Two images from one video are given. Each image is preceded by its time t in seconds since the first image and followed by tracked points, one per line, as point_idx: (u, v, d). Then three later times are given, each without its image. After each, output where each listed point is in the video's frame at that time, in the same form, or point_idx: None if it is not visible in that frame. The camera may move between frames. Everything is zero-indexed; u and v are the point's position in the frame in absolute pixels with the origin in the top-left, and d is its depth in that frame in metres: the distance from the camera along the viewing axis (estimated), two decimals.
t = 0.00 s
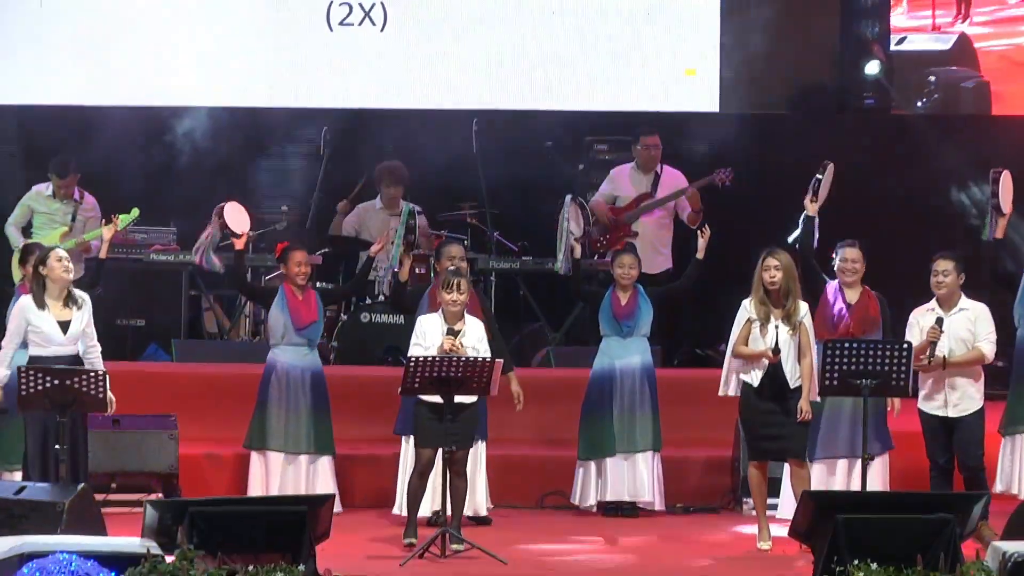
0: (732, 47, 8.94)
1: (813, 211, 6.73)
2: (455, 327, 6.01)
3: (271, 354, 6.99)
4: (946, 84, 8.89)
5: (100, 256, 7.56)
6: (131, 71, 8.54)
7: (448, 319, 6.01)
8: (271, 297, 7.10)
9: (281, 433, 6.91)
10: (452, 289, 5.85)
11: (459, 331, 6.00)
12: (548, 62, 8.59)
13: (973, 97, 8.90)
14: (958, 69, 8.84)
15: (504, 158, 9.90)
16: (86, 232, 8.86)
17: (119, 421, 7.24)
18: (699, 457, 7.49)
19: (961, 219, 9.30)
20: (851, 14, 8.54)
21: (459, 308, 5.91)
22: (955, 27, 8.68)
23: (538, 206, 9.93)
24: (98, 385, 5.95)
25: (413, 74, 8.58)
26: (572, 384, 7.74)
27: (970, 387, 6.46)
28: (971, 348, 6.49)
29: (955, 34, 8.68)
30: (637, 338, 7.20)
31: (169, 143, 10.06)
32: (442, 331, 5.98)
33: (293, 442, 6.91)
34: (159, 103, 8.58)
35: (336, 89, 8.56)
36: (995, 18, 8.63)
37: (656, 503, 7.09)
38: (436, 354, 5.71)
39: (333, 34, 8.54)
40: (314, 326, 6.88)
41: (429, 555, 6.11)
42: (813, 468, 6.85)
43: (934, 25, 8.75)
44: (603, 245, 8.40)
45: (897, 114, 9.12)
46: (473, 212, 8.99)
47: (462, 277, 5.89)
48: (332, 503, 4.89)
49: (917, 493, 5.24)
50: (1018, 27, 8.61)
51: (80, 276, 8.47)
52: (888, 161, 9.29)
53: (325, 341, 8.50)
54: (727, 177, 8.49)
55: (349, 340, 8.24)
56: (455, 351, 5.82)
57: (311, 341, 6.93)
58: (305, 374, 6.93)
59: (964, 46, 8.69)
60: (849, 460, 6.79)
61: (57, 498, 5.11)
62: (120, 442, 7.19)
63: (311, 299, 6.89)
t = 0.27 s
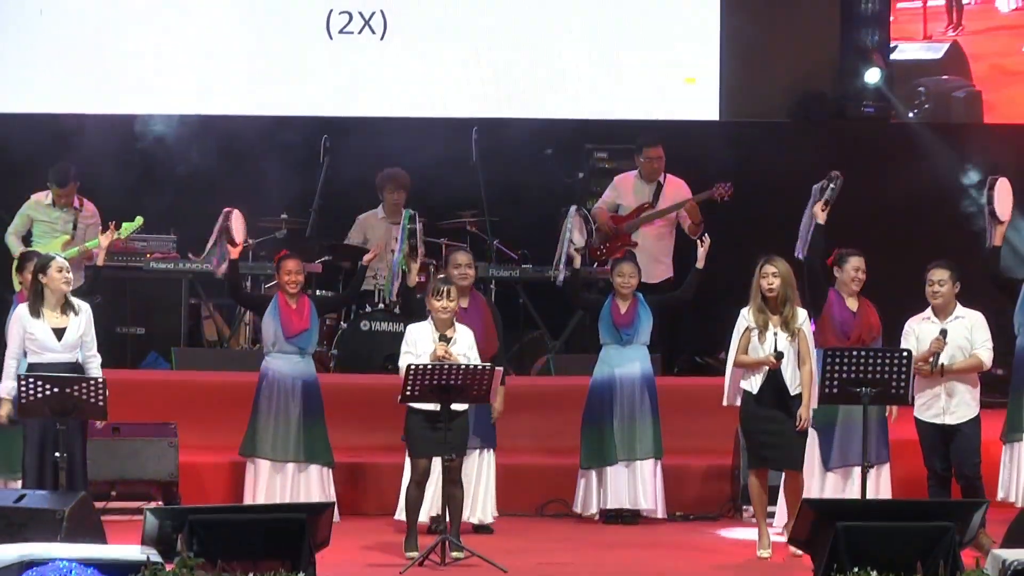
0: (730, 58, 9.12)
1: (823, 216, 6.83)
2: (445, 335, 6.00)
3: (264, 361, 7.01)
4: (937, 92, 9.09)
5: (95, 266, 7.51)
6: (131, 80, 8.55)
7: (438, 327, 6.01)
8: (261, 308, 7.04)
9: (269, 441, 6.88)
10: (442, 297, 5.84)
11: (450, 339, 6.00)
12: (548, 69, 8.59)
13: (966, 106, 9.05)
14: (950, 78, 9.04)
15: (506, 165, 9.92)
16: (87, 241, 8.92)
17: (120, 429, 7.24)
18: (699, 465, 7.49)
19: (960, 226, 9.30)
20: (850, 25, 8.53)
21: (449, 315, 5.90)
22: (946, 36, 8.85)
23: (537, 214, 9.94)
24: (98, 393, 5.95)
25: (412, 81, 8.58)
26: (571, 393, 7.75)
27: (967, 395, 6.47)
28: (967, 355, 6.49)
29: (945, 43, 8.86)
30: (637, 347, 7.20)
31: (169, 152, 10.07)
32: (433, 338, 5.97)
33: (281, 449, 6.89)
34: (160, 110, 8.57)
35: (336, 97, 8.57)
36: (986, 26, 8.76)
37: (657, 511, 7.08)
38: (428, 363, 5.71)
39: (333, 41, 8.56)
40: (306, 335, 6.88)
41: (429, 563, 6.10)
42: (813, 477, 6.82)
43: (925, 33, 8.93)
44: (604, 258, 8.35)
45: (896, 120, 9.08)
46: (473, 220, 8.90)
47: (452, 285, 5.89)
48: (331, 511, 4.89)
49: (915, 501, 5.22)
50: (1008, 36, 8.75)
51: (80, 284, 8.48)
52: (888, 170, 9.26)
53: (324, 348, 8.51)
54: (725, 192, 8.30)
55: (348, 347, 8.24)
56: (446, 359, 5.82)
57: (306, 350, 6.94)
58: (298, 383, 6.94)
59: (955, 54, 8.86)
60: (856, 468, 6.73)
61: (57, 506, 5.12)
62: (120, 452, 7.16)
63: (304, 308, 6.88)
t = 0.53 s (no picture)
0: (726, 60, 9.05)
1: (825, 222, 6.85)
2: (436, 339, 6.00)
3: (263, 365, 7.02)
4: (926, 98, 8.93)
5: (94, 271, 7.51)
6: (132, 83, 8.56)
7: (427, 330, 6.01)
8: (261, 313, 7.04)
9: (264, 445, 6.89)
10: (432, 301, 5.85)
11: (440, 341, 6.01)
12: (548, 72, 8.59)
13: (956, 111, 8.93)
14: (939, 83, 8.87)
15: (506, 168, 9.93)
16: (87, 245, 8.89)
17: (120, 433, 7.24)
18: (699, 469, 7.50)
19: (959, 230, 9.30)
20: (849, 27, 8.54)
21: (438, 318, 5.92)
22: (937, 41, 8.74)
23: (537, 217, 9.94)
24: (98, 397, 5.95)
25: (413, 84, 8.58)
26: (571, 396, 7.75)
27: (967, 400, 6.47)
28: (969, 360, 6.48)
29: (936, 47, 8.76)
30: (637, 351, 7.20)
31: (169, 154, 10.08)
32: (424, 341, 5.97)
33: (275, 453, 6.90)
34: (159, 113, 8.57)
35: (336, 101, 8.57)
36: (977, 30, 8.69)
37: (657, 515, 7.06)
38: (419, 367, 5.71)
39: (333, 45, 8.57)
40: (303, 338, 6.87)
41: (429, 567, 6.10)
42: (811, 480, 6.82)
43: (915, 37, 8.77)
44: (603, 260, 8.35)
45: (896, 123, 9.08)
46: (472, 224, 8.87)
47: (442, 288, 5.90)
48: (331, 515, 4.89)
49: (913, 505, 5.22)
50: (999, 39, 8.70)
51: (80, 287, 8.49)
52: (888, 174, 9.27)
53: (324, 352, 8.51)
54: (724, 196, 8.24)
55: (348, 351, 8.24)
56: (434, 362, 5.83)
57: (303, 354, 6.93)
58: (295, 387, 6.93)
59: (946, 59, 8.77)
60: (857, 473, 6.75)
61: (57, 510, 5.12)
62: (121, 455, 7.18)
63: (303, 311, 6.91)
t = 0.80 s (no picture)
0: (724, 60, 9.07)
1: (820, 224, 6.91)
2: (428, 340, 6.02)
3: (266, 367, 7.03)
4: (912, 100, 8.99)
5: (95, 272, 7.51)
6: (132, 85, 8.56)
7: (421, 331, 6.03)
8: (263, 313, 7.06)
9: (268, 447, 6.90)
10: (423, 301, 5.90)
11: (433, 342, 6.03)
12: (547, 73, 8.60)
13: (943, 114, 8.97)
14: (924, 85, 8.93)
15: (505, 169, 9.93)
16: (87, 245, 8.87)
17: (120, 433, 7.26)
18: (698, 470, 7.50)
19: (958, 231, 9.31)
20: (849, 28, 8.55)
21: (431, 318, 5.95)
22: (923, 43, 8.82)
23: (536, 218, 9.95)
24: (97, 398, 5.96)
25: (412, 86, 8.58)
26: (572, 397, 7.76)
27: (968, 401, 6.46)
28: (973, 361, 6.49)
29: (922, 49, 8.82)
30: (637, 352, 7.21)
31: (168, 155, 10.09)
32: (417, 344, 5.98)
33: (279, 454, 6.91)
34: (158, 114, 8.57)
35: (336, 102, 8.58)
36: (962, 32, 8.77)
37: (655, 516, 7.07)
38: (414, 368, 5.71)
39: (332, 46, 8.58)
40: (307, 340, 6.91)
41: (428, 568, 6.10)
42: (811, 480, 6.85)
43: (901, 40, 8.85)
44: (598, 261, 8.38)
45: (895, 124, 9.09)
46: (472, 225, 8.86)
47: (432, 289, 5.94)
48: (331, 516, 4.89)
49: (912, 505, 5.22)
50: (984, 41, 8.77)
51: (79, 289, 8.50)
52: (887, 175, 9.27)
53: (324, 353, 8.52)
54: (716, 195, 8.17)
55: (348, 352, 8.25)
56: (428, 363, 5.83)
57: (307, 356, 6.97)
58: (299, 388, 6.95)
59: (932, 60, 8.84)
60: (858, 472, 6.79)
61: (57, 511, 5.13)
62: (121, 455, 7.19)
63: (306, 314, 6.92)
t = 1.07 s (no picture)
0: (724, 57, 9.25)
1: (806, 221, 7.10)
2: (426, 338, 6.03)
3: (271, 364, 7.07)
4: (905, 99, 9.21)
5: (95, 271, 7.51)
6: (132, 83, 8.55)
7: (420, 329, 6.03)
8: (268, 310, 7.09)
9: (276, 445, 6.96)
10: (418, 299, 5.89)
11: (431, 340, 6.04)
12: (548, 71, 8.59)
13: (936, 111, 9.19)
14: (917, 84, 9.16)
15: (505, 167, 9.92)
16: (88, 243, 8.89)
17: (120, 432, 7.27)
18: (698, 468, 7.51)
19: (958, 229, 9.31)
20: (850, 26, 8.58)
21: (427, 316, 5.94)
22: (916, 42, 9.06)
23: (537, 216, 9.94)
24: (98, 396, 5.97)
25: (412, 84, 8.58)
26: (572, 395, 7.76)
27: (972, 397, 6.50)
28: (976, 358, 6.54)
29: (915, 47, 9.06)
30: (637, 350, 7.20)
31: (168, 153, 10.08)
32: (414, 342, 5.98)
33: (287, 453, 6.97)
34: (159, 112, 8.57)
35: (336, 100, 8.57)
36: (953, 30, 9.03)
37: (653, 513, 7.07)
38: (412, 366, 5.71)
39: (332, 44, 8.56)
40: (312, 338, 6.95)
41: (428, 566, 6.11)
42: (811, 478, 6.87)
43: (895, 39, 9.07)
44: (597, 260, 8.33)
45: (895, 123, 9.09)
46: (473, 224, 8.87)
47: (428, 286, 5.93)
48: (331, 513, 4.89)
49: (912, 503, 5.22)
50: (977, 40, 9.02)
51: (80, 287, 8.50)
52: (889, 173, 9.24)
53: (324, 351, 8.52)
54: (710, 200, 8.13)
55: (348, 350, 8.25)
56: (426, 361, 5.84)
57: (311, 354, 7.01)
58: (304, 385, 6.99)
59: (926, 58, 9.08)
60: (856, 469, 6.79)
61: (58, 508, 5.14)
62: (122, 453, 7.19)
63: (310, 311, 6.96)
